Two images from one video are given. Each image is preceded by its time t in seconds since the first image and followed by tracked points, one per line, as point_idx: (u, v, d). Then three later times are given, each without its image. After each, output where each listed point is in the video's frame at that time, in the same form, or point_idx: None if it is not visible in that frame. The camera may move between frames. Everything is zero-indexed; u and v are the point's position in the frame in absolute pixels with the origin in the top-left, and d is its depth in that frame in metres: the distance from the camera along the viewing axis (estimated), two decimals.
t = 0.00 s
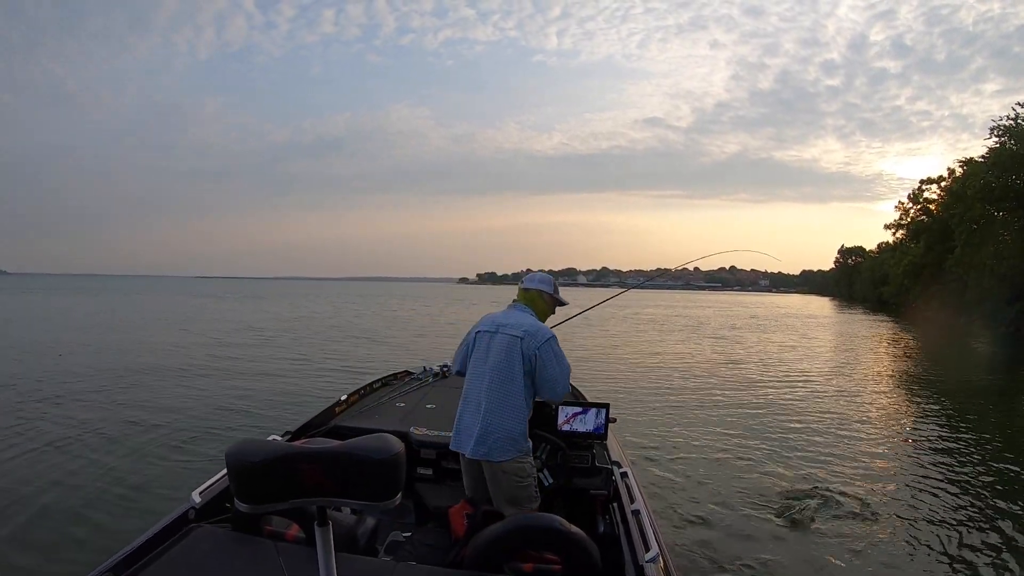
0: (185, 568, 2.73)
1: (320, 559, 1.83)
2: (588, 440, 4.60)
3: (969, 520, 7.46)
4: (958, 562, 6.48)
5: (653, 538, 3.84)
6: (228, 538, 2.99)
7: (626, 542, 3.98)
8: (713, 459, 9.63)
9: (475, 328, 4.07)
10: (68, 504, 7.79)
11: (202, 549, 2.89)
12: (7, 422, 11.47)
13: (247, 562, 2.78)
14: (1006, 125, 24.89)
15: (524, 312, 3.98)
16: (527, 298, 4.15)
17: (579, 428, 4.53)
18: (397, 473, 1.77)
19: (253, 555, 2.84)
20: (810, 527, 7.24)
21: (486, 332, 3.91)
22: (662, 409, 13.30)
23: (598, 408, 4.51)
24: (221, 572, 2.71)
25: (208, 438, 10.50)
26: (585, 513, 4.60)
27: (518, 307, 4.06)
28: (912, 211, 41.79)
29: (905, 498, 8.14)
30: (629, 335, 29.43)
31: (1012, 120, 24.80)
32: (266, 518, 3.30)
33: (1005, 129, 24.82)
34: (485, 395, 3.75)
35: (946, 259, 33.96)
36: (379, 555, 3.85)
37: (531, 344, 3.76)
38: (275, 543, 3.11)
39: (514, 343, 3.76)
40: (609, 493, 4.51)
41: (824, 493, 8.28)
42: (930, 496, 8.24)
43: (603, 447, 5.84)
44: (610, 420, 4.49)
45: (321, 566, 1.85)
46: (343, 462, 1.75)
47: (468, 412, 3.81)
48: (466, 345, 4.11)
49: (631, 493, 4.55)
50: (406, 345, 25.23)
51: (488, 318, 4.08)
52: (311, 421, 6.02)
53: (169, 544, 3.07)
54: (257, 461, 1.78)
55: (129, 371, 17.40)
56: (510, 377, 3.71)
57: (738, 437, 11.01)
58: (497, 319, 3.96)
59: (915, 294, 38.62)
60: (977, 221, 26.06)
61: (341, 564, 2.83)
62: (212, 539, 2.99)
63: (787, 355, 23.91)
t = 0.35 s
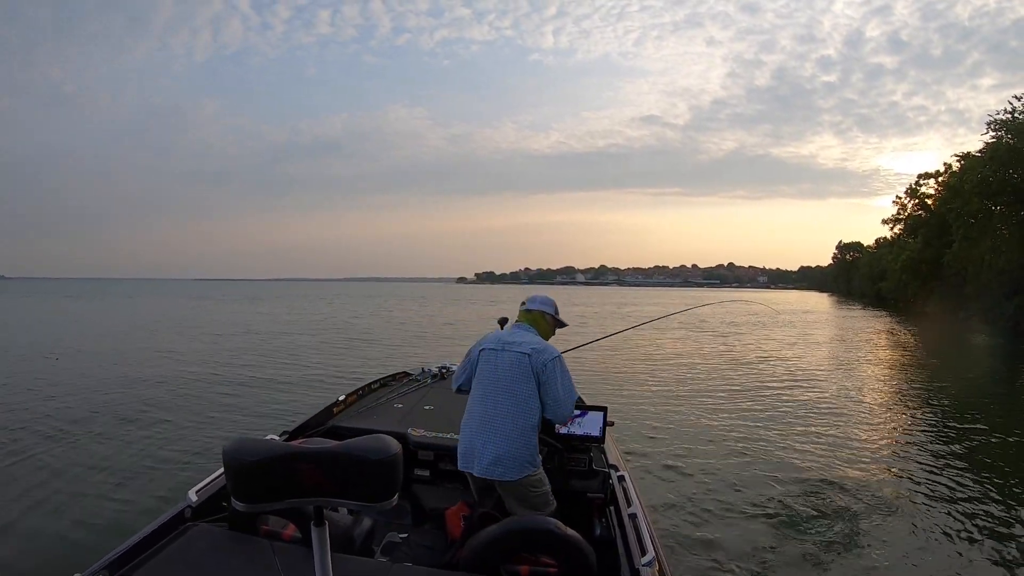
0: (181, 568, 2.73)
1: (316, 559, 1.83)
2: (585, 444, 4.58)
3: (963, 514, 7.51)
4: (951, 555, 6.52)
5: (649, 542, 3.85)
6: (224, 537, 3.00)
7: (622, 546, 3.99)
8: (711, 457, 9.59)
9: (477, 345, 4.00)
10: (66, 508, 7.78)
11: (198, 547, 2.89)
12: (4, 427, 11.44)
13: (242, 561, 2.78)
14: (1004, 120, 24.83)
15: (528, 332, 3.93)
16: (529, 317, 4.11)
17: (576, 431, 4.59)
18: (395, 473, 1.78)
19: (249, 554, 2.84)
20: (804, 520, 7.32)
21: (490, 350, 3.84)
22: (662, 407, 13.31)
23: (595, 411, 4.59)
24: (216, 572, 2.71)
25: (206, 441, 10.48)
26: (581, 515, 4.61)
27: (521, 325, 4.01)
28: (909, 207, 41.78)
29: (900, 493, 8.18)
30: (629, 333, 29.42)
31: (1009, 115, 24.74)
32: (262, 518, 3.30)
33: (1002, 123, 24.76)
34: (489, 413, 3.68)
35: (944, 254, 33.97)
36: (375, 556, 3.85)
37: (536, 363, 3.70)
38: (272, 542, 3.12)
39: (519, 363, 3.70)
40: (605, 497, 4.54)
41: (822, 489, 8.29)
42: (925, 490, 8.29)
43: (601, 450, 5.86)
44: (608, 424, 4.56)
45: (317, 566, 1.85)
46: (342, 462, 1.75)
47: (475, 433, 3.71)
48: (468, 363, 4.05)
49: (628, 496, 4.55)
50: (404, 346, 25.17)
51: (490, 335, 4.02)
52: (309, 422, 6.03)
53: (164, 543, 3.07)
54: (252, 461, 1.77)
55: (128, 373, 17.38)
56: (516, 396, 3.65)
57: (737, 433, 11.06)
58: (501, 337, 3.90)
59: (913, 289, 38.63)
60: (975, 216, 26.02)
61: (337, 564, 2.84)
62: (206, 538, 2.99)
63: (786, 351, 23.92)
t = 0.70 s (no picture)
0: (184, 571, 2.73)
1: (320, 562, 1.83)
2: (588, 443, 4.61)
3: (962, 511, 7.48)
4: (951, 553, 6.49)
5: (653, 541, 3.85)
6: (228, 540, 3.00)
7: (627, 545, 3.99)
8: (710, 456, 9.55)
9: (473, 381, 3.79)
10: (67, 512, 7.78)
11: (202, 550, 2.89)
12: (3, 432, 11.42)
13: (245, 564, 2.78)
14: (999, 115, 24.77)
15: (528, 363, 3.80)
16: (523, 348, 4.00)
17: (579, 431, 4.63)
18: (397, 474, 1.77)
19: (252, 557, 2.84)
20: (802, 519, 7.29)
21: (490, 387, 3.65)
22: (660, 405, 13.32)
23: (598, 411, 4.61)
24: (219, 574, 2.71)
25: (206, 444, 10.47)
26: (584, 515, 4.62)
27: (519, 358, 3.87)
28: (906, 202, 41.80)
29: (899, 490, 8.16)
30: (627, 332, 29.47)
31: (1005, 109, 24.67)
32: (265, 521, 3.30)
33: (997, 118, 24.70)
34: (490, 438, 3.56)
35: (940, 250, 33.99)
36: (378, 558, 3.85)
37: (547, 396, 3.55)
38: (275, 545, 3.12)
39: (528, 398, 3.53)
40: (608, 496, 4.54)
41: (823, 487, 8.24)
42: (924, 487, 8.26)
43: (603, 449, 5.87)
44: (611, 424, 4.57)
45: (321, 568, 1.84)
46: (344, 463, 1.74)
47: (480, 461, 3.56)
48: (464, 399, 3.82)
49: (631, 495, 4.55)
50: (402, 346, 25.16)
51: (485, 369, 3.82)
52: (311, 424, 6.04)
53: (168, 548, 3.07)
54: (255, 463, 1.77)
55: (126, 377, 17.37)
56: (529, 433, 3.48)
57: (736, 432, 11.02)
58: (500, 372, 3.72)
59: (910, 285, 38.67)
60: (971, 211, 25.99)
61: (340, 566, 2.83)
62: (210, 541, 2.99)
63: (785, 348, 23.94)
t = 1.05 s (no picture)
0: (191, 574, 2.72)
1: (326, 563, 1.83)
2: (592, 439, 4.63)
3: (963, 511, 7.49)
4: (955, 554, 6.48)
5: (658, 536, 3.84)
6: (234, 544, 2.98)
7: (632, 539, 3.98)
8: (710, 457, 9.56)
9: (475, 453, 3.37)
10: (67, 514, 7.75)
11: (208, 554, 2.87)
12: None
13: (251, 567, 2.77)
14: (995, 115, 24.83)
15: (538, 432, 3.35)
16: (528, 408, 3.43)
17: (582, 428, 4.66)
18: (401, 474, 1.76)
19: (257, 560, 2.83)
20: (805, 521, 7.26)
21: (497, 466, 3.30)
22: (659, 406, 13.33)
23: (601, 407, 4.61)
24: None
25: (207, 445, 10.44)
26: (589, 512, 4.62)
27: (527, 424, 3.39)
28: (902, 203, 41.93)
29: (900, 490, 8.19)
30: (624, 333, 29.52)
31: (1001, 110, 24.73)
32: (270, 523, 3.29)
33: (993, 119, 24.76)
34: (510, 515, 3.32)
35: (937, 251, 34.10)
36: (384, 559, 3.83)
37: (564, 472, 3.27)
38: (280, 548, 3.10)
39: (544, 479, 3.24)
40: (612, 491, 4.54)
41: (823, 488, 8.27)
42: (924, 489, 8.26)
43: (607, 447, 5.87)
44: (614, 419, 4.57)
45: (327, 570, 1.85)
46: (346, 464, 1.74)
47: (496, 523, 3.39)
48: (465, 468, 3.42)
49: (635, 491, 4.55)
50: (401, 347, 25.11)
51: (488, 438, 3.38)
52: (315, 424, 6.04)
53: (174, 552, 3.05)
54: (259, 466, 1.77)
55: (123, 379, 17.29)
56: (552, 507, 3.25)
57: (734, 433, 10.99)
58: (506, 446, 3.31)
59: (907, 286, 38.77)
60: (968, 212, 26.07)
61: (347, 567, 2.83)
62: (215, 544, 2.97)
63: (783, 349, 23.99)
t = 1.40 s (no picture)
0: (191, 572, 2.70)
1: (325, 562, 1.82)
2: (591, 438, 4.64)
3: (959, 514, 7.53)
4: (962, 557, 6.48)
5: (657, 535, 3.84)
6: (234, 541, 2.97)
7: (631, 538, 3.98)
8: (707, 458, 9.60)
9: (496, 463, 3.20)
10: (63, 513, 7.70)
11: (208, 552, 2.86)
12: None
13: (251, 565, 2.75)
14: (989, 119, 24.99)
15: (563, 455, 3.14)
16: (553, 426, 3.15)
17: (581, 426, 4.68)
18: (400, 472, 1.75)
19: (258, 557, 2.81)
20: (808, 524, 7.26)
21: (515, 485, 3.12)
22: (656, 408, 13.32)
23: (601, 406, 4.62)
24: None
25: (203, 444, 10.39)
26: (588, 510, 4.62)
27: (551, 445, 3.15)
28: (896, 206, 42.16)
29: (896, 493, 8.23)
30: (620, 334, 29.54)
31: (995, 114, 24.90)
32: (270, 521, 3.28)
33: (988, 123, 24.93)
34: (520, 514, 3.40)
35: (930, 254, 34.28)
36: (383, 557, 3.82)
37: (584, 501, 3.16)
38: (280, 546, 3.09)
39: (561, 509, 3.09)
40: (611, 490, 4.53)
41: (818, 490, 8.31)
42: (925, 491, 8.29)
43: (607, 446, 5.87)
44: (614, 418, 4.57)
45: (326, 569, 1.83)
46: (345, 462, 1.73)
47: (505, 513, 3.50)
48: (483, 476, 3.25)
49: (634, 489, 4.55)
50: (397, 349, 25.07)
51: (512, 452, 3.16)
52: (315, 422, 6.04)
53: (174, 550, 3.03)
54: (260, 463, 1.77)
55: (118, 379, 17.19)
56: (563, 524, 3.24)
57: (732, 436, 10.95)
58: (528, 465, 3.09)
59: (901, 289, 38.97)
60: (961, 215, 26.24)
61: (347, 565, 2.81)
62: (216, 542, 2.96)
63: (778, 351, 24.08)
